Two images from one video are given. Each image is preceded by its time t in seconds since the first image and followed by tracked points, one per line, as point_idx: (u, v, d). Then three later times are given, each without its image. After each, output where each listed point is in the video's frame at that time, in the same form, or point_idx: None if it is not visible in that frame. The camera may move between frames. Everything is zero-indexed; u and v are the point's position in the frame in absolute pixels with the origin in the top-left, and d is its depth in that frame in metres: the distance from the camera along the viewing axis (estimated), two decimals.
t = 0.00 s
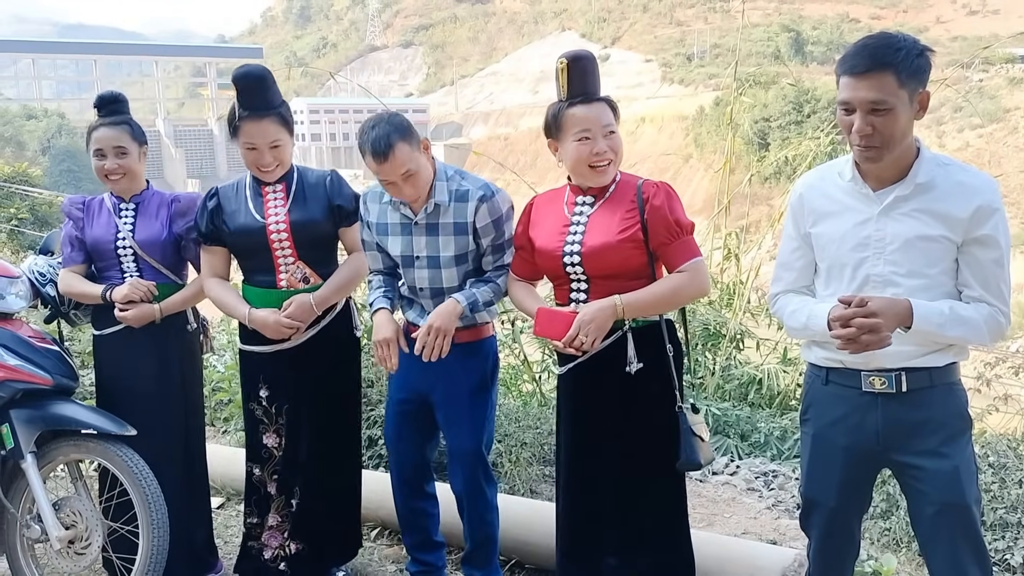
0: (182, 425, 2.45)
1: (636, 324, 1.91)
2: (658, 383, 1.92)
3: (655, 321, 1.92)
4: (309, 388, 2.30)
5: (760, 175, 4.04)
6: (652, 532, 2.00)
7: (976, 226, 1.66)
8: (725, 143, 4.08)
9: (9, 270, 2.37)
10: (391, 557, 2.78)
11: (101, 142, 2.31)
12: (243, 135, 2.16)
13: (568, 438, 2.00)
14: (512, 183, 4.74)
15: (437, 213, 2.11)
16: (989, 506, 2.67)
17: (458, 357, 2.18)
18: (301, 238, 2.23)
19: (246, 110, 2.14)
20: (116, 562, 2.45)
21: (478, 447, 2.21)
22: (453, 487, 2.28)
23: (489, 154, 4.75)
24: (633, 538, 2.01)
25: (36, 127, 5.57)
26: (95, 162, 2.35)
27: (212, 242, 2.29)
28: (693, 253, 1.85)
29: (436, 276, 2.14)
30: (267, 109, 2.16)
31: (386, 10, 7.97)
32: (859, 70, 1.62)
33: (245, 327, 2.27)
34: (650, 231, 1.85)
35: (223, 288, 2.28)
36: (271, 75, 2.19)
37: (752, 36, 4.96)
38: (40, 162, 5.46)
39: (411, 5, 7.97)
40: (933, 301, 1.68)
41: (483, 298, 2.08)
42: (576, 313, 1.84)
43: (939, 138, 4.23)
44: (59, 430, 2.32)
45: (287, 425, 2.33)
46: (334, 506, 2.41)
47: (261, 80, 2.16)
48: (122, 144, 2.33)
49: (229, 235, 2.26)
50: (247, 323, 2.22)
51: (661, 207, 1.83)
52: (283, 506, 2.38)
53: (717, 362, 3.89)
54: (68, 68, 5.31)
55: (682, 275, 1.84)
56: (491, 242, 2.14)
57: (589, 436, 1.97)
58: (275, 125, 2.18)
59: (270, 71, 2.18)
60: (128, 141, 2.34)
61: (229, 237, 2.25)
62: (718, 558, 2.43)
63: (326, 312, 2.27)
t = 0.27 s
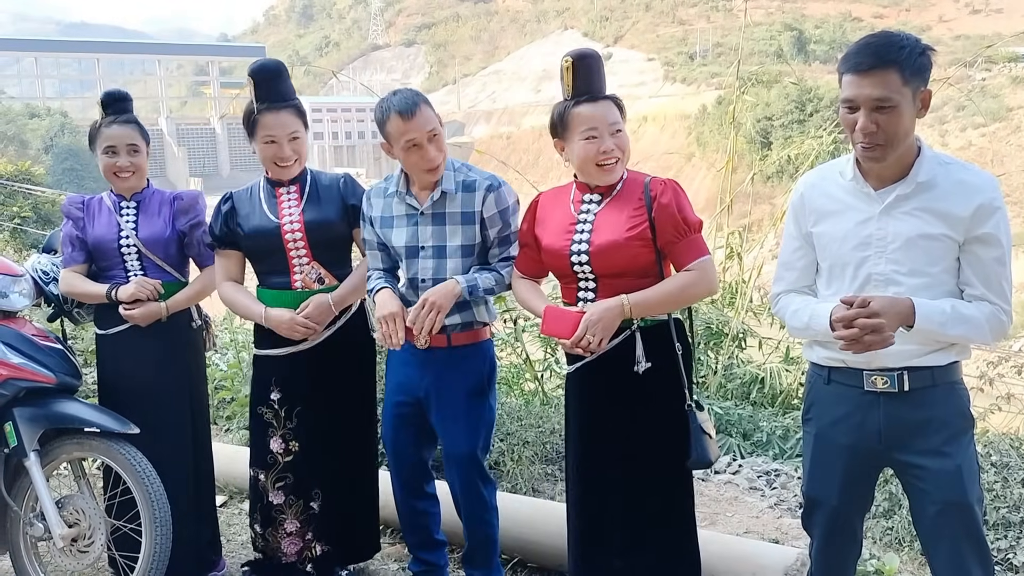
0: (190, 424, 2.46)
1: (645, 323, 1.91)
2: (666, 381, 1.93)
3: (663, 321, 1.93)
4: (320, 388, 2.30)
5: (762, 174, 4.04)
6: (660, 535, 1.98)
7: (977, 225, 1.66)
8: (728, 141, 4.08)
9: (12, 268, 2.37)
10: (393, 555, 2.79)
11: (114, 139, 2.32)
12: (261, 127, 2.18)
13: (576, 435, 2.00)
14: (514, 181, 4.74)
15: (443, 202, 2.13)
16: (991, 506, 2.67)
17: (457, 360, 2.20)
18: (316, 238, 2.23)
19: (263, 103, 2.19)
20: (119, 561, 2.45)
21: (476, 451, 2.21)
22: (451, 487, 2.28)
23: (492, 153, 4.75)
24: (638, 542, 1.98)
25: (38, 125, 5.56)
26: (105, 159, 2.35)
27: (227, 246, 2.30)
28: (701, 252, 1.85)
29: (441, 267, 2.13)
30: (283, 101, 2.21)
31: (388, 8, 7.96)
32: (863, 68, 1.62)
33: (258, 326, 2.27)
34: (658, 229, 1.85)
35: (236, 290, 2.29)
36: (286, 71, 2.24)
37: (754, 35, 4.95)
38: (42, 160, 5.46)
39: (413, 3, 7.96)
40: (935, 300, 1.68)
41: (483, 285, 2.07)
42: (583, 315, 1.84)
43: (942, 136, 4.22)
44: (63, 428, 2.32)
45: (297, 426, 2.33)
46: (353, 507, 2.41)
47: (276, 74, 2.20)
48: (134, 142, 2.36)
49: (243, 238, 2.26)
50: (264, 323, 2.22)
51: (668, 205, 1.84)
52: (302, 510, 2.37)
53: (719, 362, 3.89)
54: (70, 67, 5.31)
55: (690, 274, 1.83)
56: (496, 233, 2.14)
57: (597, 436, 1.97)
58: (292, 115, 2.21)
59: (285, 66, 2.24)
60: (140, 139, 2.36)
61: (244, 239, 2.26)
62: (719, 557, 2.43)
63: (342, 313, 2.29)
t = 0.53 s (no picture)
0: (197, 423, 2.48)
1: (653, 329, 1.91)
2: (675, 385, 1.92)
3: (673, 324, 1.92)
4: (326, 391, 2.30)
5: (764, 175, 4.04)
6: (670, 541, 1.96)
7: (979, 225, 1.66)
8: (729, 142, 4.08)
9: (14, 269, 2.38)
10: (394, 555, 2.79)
11: (116, 139, 2.32)
12: (265, 128, 2.18)
13: (587, 440, 1.99)
14: (515, 182, 4.74)
15: (436, 201, 2.13)
16: (993, 506, 2.67)
17: (460, 354, 2.20)
18: (318, 238, 2.24)
19: (268, 103, 2.19)
20: (121, 561, 2.45)
21: (479, 447, 2.22)
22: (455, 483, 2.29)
23: (493, 153, 4.75)
24: (647, 547, 1.98)
25: (39, 126, 5.56)
26: (106, 159, 2.35)
27: (232, 245, 2.32)
28: (710, 257, 1.84)
29: (436, 265, 2.14)
30: (287, 101, 2.21)
31: (390, 9, 7.95)
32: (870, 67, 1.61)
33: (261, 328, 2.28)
34: (665, 234, 1.84)
35: (240, 291, 2.30)
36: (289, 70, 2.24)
37: (755, 36, 4.95)
38: (44, 161, 5.46)
39: (414, 4, 7.95)
40: (937, 301, 1.67)
41: (478, 280, 2.07)
42: (592, 322, 1.85)
43: (943, 137, 4.22)
44: (65, 428, 2.32)
45: (301, 428, 2.33)
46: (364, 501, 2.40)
47: (280, 74, 2.20)
48: (136, 142, 2.36)
49: (247, 237, 2.27)
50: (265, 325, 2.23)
51: (675, 211, 1.82)
52: (310, 511, 2.38)
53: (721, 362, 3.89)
54: (72, 67, 5.31)
55: (699, 281, 1.82)
56: (491, 230, 2.15)
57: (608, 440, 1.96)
58: (297, 116, 2.20)
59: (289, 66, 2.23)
60: (141, 138, 2.37)
61: (247, 239, 2.27)
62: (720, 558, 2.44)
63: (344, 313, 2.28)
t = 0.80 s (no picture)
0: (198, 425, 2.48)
1: (658, 332, 1.90)
2: (678, 387, 1.91)
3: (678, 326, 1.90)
4: (319, 390, 2.30)
5: (766, 174, 4.04)
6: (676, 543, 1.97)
7: (979, 226, 1.66)
8: (730, 141, 4.08)
9: (16, 268, 2.39)
10: (395, 555, 2.80)
11: (115, 139, 2.33)
12: (261, 128, 2.19)
13: (594, 443, 1.99)
14: (516, 181, 4.74)
15: (429, 206, 2.15)
16: (993, 506, 2.67)
17: (460, 348, 2.21)
18: (311, 237, 2.23)
19: (263, 102, 2.20)
20: (122, 560, 2.46)
21: (478, 438, 2.24)
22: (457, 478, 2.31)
23: (494, 153, 4.75)
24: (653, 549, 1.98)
25: (42, 125, 5.56)
26: (105, 159, 2.35)
27: (227, 243, 2.33)
28: (714, 260, 1.83)
29: (432, 268, 2.18)
30: (282, 101, 2.22)
31: (391, 9, 7.95)
32: (874, 66, 1.61)
33: (252, 326, 2.29)
34: (667, 237, 1.83)
35: (233, 287, 2.31)
36: (284, 68, 2.24)
37: (757, 35, 4.94)
38: (46, 160, 5.48)
39: (416, 4, 7.94)
40: (937, 301, 1.68)
41: (474, 278, 2.10)
42: (596, 326, 1.86)
43: (945, 136, 4.21)
44: (66, 427, 2.33)
45: (292, 429, 2.33)
46: (351, 498, 2.38)
47: (275, 73, 2.21)
48: (134, 140, 2.37)
49: (242, 236, 2.29)
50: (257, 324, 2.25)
51: (677, 213, 1.81)
52: (303, 509, 2.38)
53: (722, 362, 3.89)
54: (74, 67, 5.32)
55: (702, 284, 1.81)
56: (483, 231, 2.19)
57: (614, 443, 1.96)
58: (291, 115, 2.21)
59: (283, 65, 2.24)
60: (139, 137, 2.38)
61: (242, 237, 2.28)
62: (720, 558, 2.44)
63: (336, 313, 2.26)
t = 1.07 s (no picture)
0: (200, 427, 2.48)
1: (664, 337, 1.90)
2: (681, 393, 1.90)
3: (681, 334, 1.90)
4: (315, 393, 2.30)
5: (768, 174, 4.04)
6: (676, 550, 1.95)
7: (982, 227, 1.65)
8: (733, 142, 4.07)
9: (19, 270, 2.41)
10: (397, 555, 2.80)
11: (114, 140, 2.33)
12: (250, 127, 2.19)
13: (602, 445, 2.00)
14: (519, 182, 4.74)
15: (428, 206, 2.16)
16: (996, 507, 2.66)
17: (461, 347, 2.22)
18: (299, 237, 2.23)
19: (252, 101, 2.21)
20: (125, 560, 2.47)
21: (478, 434, 2.25)
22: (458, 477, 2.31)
23: (497, 153, 4.75)
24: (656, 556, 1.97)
25: (45, 126, 5.56)
26: (105, 161, 2.36)
27: (217, 241, 2.32)
28: (721, 269, 1.81)
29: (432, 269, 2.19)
30: (271, 99, 2.22)
31: (394, 10, 7.94)
32: (879, 67, 1.61)
33: (241, 326, 2.29)
34: (672, 244, 1.82)
35: (223, 285, 2.32)
36: (272, 66, 2.24)
37: (760, 35, 4.92)
38: (49, 161, 5.49)
39: (419, 4, 7.93)
40: (939, 303, 1.67)
41: (481, 275, 2.12)
42: (600, 329, 1.86)
43: (948, 136, 4.20)
44: (69, 428, 2.33)
45: (282, 428, 2.33)
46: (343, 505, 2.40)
47: (264, 72, 2.21)
48: (133, 141, 2.37)
49: (231, 234, 2.29)
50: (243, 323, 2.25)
51: (682, 221, 1.79)
52: (294, 513, 2.37)
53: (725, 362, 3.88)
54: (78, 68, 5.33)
55: (706, 293, 1.79)
56: (483, 230, 2.21)
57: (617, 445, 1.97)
58: (279, 113, 2.21)
59: (273, 64, 2.24)
60: (138, 138, 2.38)
61: (232, 236, 2.28)
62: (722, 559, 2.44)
63: (322, 314, 2.26)
